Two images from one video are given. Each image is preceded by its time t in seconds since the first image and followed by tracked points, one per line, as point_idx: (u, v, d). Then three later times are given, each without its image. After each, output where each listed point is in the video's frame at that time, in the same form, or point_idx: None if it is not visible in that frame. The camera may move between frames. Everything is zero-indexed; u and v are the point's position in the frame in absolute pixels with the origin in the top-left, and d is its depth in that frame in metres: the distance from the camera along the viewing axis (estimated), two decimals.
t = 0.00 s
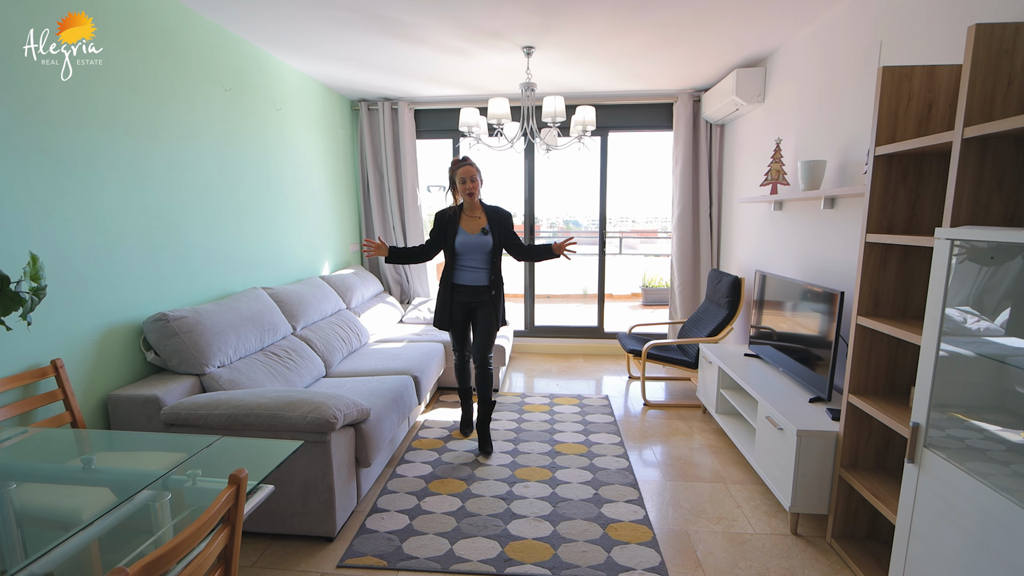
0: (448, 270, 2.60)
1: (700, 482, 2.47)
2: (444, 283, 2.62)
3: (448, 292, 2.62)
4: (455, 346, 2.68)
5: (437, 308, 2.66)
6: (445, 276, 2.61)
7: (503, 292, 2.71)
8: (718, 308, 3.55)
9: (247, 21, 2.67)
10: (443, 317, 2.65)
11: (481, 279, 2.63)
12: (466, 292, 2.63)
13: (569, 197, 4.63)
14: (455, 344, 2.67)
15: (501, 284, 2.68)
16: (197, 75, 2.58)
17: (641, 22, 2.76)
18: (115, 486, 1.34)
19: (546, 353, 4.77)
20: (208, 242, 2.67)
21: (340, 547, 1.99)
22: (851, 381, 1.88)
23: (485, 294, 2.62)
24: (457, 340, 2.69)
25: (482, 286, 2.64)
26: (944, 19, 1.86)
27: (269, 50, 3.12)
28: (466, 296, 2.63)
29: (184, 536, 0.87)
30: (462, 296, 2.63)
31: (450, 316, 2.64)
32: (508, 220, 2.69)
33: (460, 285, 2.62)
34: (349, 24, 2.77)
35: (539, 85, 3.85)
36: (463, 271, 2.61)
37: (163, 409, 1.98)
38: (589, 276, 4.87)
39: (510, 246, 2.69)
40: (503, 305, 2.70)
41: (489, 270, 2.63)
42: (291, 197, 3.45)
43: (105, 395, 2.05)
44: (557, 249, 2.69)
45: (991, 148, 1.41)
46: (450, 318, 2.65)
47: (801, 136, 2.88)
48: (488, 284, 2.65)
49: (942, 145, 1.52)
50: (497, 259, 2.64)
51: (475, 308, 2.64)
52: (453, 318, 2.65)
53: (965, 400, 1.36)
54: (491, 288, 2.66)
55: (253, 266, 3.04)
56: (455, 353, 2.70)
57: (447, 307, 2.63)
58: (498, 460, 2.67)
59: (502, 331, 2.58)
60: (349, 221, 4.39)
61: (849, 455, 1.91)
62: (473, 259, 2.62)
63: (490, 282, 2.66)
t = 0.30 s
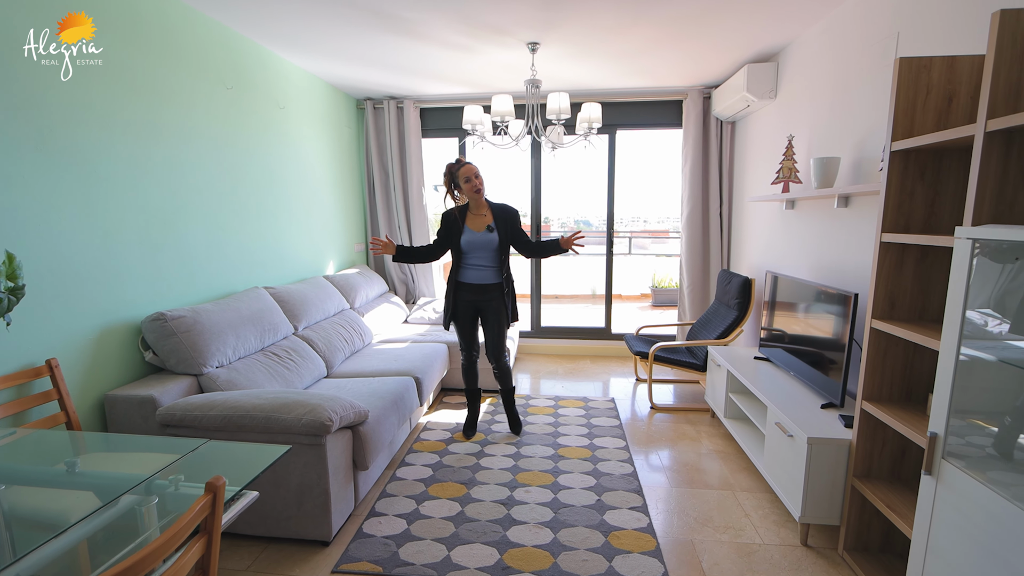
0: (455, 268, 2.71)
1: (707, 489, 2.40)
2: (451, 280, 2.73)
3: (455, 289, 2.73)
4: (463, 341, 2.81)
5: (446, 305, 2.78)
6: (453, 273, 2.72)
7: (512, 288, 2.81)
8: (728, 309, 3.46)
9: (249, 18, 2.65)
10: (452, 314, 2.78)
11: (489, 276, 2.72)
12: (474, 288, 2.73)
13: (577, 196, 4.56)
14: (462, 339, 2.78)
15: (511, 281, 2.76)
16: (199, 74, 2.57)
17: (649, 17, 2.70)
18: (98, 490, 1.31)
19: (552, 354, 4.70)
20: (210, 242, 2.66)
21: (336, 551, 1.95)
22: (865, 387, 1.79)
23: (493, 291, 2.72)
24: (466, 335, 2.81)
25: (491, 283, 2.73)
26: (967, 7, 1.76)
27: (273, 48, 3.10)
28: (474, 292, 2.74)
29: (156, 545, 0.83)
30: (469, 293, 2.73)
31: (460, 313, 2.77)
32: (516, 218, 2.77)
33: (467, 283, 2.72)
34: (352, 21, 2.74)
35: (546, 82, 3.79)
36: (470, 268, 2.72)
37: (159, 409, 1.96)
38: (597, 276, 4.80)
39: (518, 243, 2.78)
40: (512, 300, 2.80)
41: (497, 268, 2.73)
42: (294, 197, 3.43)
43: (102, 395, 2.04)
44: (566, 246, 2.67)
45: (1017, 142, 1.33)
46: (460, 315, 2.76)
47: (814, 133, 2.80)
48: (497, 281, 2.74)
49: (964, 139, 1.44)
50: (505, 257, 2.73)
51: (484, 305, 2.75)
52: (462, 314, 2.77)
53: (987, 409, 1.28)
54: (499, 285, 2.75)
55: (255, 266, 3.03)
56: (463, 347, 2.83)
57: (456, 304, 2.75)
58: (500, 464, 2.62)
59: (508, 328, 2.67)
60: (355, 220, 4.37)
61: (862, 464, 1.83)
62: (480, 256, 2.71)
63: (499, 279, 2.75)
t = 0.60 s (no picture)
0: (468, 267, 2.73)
1: (713, 497, 2.32)
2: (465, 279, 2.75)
3: (468, 289, 2.74)
4: (472, 340, 2.79)
5: (458, 303, 2.79)
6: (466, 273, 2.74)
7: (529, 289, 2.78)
8: (736, 311, 3.37)
9: (247, 15, 2.63)
10: (463, 312, 2.77)
11: (503, 276, 2.72)
12: (487, 288, 2.73)
13: (582, 196, 4.49)
14: (470, 338, 2.77)
15: (525, 282, 2.74)
16: (197, 72, 2.55)
17: (655, 12, 2.63)
18: (75, 497, 1.25)
19: (557, 355, 4.64)
20: (208, 240, 2.64)
21: (328, 557, 1.91)
22: (877, 394, 1.71)
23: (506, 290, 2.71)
24: (476, 335, 2.79)
25: (505, 283, 2.72)
26: None
27: (274, 46, 3.08)
28: (487, 292, 2.73)
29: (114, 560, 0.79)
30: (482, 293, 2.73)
31: (472, 312, 2.76)
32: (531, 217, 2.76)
33: (481, 282, 2.73)
34: (351, 17, 2.70)
35: (550, 79, 3.73)
36: (483, 268, 2.72)
37: (150, 411, 1.93)
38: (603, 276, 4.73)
39: (532, 241, 2.77)
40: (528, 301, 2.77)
41: (511, 267, 2.72)
42: (296, 196, 3.41)
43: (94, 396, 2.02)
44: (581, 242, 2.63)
45: None
46: (471, 313, 2.76)
47: (825, 129, 2.71)
48: (510, 281, 2.73)
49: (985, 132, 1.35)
50: (520, 256, 2.71)
51: (496, 305, 2.73)
52: (474, 314, 2.76)
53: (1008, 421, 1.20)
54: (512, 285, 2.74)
55: (255, 266, 3.01)
56: (470, 347, 2.81)
57: (468, 303, 2.75)
58: (500, 468, 2.57)
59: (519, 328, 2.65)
60: (358, 220, 4.34)
61: (874, 474, 1.75)
62: (494, 255, 2.70)
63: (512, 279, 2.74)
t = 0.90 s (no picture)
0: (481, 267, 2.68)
1: (716, 505, 2.25)
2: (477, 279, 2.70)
3: (480, 290, 2.69)
4: (482, 341, 2.74)
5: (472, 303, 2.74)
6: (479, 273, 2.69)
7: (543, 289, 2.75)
8: (744, 313, 3.29)
9: (246, 13, 2.62)
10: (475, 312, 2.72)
11: (516, 275, 2.68)
12: (500, 289, 2.69)
13: (587, 195, 4.43)
14: (481, 338, 2.72)
15: (538, 282, 2.69)
16: (194, 70, 2.53)
17: (658, 7, 2.58)
18: (50, 503, 1.22)
19: (561, 357, 4.57)
20: (204, 240, 2.62)
21: (320, 563, 1.87)
22: (888, 401, 1.63)
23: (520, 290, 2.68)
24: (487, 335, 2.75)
25: (519, 283, 2.69)
26: None
27: (273, 44, 3.06)
28: (500, 293, 2.69)
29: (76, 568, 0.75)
30: (494, 294, 2.69)
31: (483, 312, 2.71)
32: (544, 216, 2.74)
33: (493, 281, 2.69)
34: (350, 13, 2.67)
35: (553, 76, 3.67)
36: (496, 267, 2.68)
37: (140, 412, 1.90)
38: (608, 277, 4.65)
39: (545, 243, 2.74)
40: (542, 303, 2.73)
41: (525, 267, 2.68)
42: (296, 195, 3.38)
43: (85, 396, 2.00)
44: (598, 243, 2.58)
45: None
46: (482, 313, 2.71)
47: (835, 125, 2.63)
48: (523, 281, 2.69)
49: (1002, 126, 1.28)
50: (534, 256, 2.68)
51: (508, 305, 2.69)
52: (485, 314, 2.71)
53: None
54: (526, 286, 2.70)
55: (254, 265, 2.99)
56: (480, 348, 2.75)
57: (480, 302, 2.71)
58: (498, 472, 2.51)
59: (534, 329, 2.62)
60: (360, 219, 4.31)
61: (885, 484, 1.67)
62: (507, 254, 2.67)
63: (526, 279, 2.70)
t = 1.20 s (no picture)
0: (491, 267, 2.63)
1: (720, 512, 2.19)
2: (488, 280, 2.65)
3: (492, 291, 2.65)
4: (490, 342, 2.69)
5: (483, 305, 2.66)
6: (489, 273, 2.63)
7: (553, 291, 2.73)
8: (750, 314, 3.22)
9: (246, 11, 2.61)
10: (484, 313, 2.67)
11: (527, 276, 2.64)
12: (511, 290, 2.65)
13: (592, 194, 4.37)
14: (490, 340, 2.67)
15: (550, 283, 2.68)
16: (193, 69, 2.51)
17: (661, 2, 2.53)
18: (29, 507, 1.19)
19: (565, 358, 4.52)
20: (202, 239, 2.60)
21: (313, 568, 1.83)
22: (899, 406, 1.57)
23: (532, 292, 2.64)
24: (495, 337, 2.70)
25: (531, 284, 2.65)
26: None
27: (273, 42, 3.05)
28: (512, 294, 2.65)
29: None
30: (506, 295, 2.65)
31: (493, 313, 2.67)
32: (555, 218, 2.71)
33: (505, 282, 2.64)
34: (349, 10, 2.64)
35: (556, 72, 3.61)
36: (508, 268, 2.64)
37: (133, 413, 1.88)
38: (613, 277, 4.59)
39: (556, 245, 2.70)
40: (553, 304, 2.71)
41: (536, 268, 2.65)
42: (297, 194, 3.36)
43: (78, 397, 1.98)
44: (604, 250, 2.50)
45: None
46: (491, 315, 2.66)
47: (845, 121, 2.55)
48: (533, 282, 2.66)
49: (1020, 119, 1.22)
50: (546, 257, 2.65)
51: (519, 306, 2.65)
52: (494, 315, 2.67)
53: None
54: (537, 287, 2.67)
55: (253, 265, 2.97)
56: (488, 349, 2.70)
57: (490, 303, 2.66)
58: (497, 476, 2.47)
59: (546, 330, 2.59)
60: (363, 219, 4.29)
61: (895, 493, 1.61)
62: (516, 254, 2.62)
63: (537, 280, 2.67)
